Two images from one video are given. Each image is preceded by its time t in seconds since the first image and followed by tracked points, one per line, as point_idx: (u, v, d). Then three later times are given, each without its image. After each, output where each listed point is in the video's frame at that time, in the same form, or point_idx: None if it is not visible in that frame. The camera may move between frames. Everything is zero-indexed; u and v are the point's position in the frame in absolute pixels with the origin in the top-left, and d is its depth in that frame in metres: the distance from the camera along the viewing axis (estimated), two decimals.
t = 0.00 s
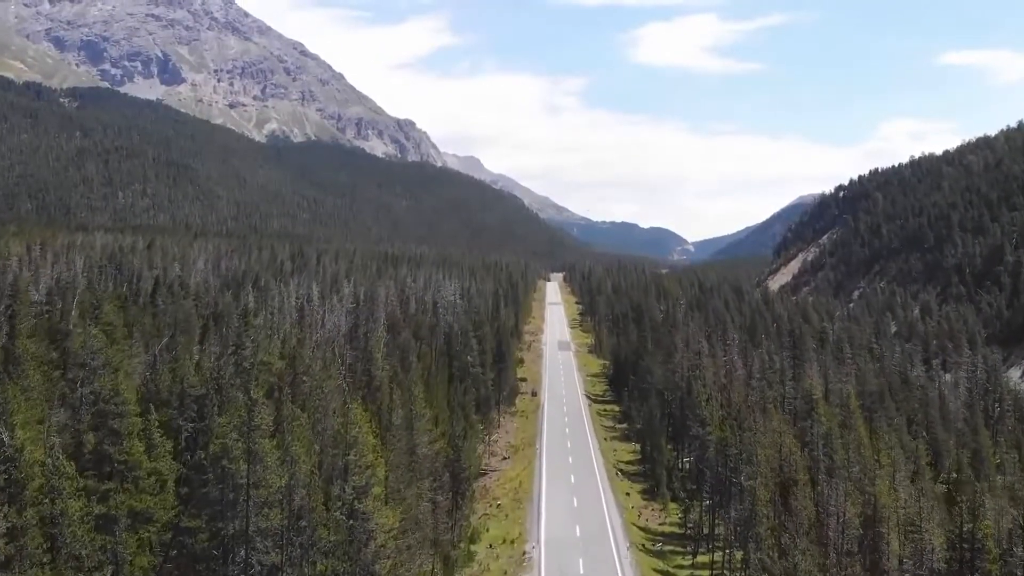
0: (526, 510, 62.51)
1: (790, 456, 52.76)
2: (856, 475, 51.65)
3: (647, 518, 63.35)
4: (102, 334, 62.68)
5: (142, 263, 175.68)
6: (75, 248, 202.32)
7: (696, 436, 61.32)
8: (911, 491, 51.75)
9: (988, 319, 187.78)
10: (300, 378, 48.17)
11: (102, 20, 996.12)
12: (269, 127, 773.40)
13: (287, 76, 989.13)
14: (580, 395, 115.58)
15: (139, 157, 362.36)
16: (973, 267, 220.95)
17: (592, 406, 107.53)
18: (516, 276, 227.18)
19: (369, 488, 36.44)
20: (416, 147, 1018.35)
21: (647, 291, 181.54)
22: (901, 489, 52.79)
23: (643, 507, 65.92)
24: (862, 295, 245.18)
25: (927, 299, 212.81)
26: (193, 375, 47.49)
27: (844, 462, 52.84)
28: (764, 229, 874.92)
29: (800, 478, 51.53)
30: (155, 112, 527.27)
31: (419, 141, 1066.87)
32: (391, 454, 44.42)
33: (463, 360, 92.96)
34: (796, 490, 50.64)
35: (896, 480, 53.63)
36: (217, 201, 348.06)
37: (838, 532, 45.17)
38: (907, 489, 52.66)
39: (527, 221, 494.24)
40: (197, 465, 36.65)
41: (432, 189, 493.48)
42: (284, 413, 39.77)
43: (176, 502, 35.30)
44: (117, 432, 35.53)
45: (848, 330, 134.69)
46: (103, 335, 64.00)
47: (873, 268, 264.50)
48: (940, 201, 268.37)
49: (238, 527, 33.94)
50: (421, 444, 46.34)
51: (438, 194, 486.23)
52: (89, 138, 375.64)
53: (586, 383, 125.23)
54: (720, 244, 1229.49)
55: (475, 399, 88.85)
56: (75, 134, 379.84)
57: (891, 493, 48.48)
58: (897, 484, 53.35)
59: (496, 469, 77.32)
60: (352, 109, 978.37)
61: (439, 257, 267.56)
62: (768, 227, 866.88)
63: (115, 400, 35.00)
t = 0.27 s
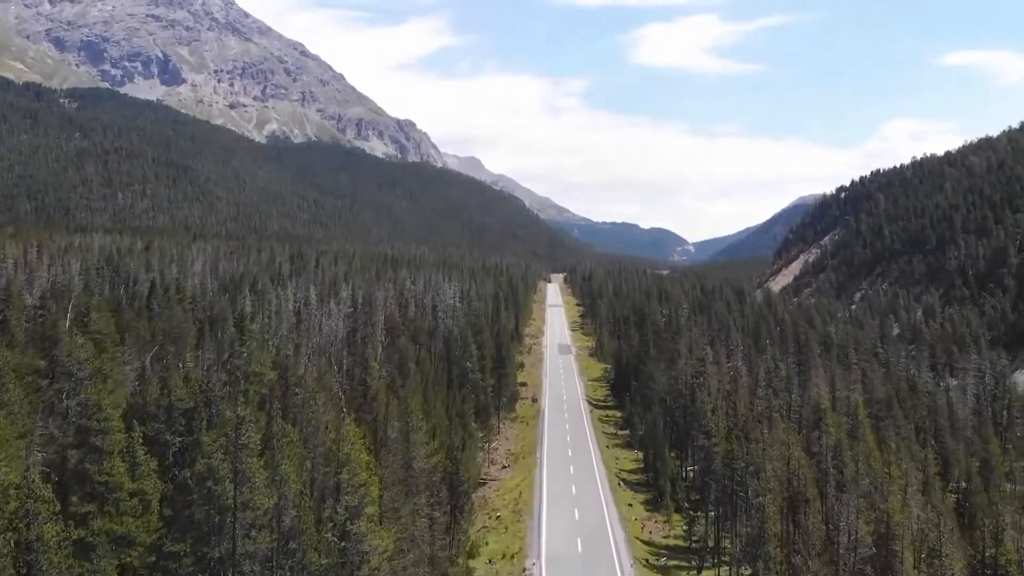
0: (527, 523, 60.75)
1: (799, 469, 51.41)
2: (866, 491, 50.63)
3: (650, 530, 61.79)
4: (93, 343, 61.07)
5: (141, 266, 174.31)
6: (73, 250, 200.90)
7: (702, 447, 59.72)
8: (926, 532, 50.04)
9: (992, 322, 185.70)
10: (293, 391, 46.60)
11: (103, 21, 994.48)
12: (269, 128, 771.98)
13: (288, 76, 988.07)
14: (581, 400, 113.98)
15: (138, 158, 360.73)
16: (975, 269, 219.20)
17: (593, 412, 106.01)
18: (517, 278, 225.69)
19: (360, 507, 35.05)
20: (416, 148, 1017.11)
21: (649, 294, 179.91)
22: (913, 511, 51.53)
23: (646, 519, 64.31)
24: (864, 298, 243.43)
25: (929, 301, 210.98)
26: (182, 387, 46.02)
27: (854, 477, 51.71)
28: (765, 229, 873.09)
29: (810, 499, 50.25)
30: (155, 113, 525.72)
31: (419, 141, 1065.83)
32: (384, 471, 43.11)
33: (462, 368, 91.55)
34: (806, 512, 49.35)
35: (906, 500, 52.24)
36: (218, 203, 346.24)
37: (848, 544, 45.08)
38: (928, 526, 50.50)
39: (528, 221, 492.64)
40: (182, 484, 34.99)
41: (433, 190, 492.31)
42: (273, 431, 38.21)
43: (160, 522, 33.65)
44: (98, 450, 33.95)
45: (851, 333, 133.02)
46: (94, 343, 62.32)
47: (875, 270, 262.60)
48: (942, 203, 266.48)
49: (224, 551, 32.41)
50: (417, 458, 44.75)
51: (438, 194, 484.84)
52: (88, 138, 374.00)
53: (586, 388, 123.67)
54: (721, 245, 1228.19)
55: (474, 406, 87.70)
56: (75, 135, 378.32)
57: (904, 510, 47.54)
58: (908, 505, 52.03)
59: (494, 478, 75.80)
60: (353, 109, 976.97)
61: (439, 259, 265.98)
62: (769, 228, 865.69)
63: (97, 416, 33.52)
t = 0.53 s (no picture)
0: (527, 535, 59.27)
1: (806, 483, 50.32)
2: (877, 505, 49.32)
3: (653, 542, 60.32)
4: (85, 350, 59.66)
5: (138, 268, 172.86)
6: (71, 251, 199.49)
7: (707, 457, 58.31)
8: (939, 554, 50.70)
9: (995, 324, 183.99)
10: (285, 402, 45.23)
11: (103, 21, 993.25)
12: (269, 128, 770.69)
13: (288, 77, 987.09)
14: (582, 405, 112.55)
15: (138, 159, 359.34)
16: (978, 270, 217.61)
17: (594, 417, 104.52)
18: (517, 280, 224.26)
19: (355, 527, 33.83)
20: (417, 148, 1015.91)
21: (650, 296, 178.37)
22: (924, 526, 50.06)
23: (650, 530, 62.74)
24: (866, 299, 241.88)
25: (932, 303, 209.49)
26: (173, 399, 44.83)
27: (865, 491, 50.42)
28: (766, 230, 871.52)
29: (819, 514, 49.65)
30: (155, 113, 524.38)
31: (420, 142, 1064.63)
32: (379, 486, 41.80)
33: (461, 374, 90.12)
34: (815, 532, 48.57)
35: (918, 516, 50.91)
36: (218, 203, 344.74)
37: (859, 562, 44.11)
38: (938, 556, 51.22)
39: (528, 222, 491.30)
40: (170, 504, 34.76)
41: (433, 190, 491.05)
42: (263, 446, 36.90)
43: (145, 544, 33.34)
44: (81, 467, 32.93)
45: (854, 336, 131.38)
46: (85, 351, 60.92)
47: (877, 272, 260.91)
48: (944, 204, 264.89)
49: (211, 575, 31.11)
50: (414, 471, 43.21)
51: (439, 195, 483.55)
52: (88, 139, 372.69)
53: (587, 393, 122.10)
54: (722, 245, 1227.12)
55: (474, 412, 86.29)
56: (75, 135, 377.06)
57: (916, 528, 47.58)
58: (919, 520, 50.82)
59: (494, 487, 74.37)
60: (353, 110, 975.87)
61: (439, 260, 264.58)
62: (770, 228, 864.40)
63: (80, 434, 32.33)
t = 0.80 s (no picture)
0: (527, 548, 57.90)
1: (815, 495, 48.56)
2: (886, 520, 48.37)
3: (657, 555, 58.76)
4: (75, 359, 58.03)
5: (135, 270, 171.14)
6: (68, 253, 197.81)
7: (712, 469, 56.82)
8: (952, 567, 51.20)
9: (999, 326, 181.90)
10: (278, 415, 43.87)
11: (103, 22, 992.01)
12: (269, 129, 768.85)
13: (288, 77, 985.61)
14: (583, 410, 111.00)
15: (138, 159, 357.75)
16: (981, 272, 215.78)
17: (595, 423, 102.87)
18: (517, 281, 222.59)
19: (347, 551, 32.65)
20: (417, 149, 1014.13)
21: (651, 298, 176.32)
22: (937, 543, 50.56)
23: (653, 542, 61.32)
24: (868, 301, 240.15)
25: (935, 305, 207.72)
26: (162, 411, 43.48)
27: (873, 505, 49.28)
28: (767, 230, 869.50)
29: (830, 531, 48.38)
30: (156, 114, 522.87)
31: (420, 142, 1062.89)
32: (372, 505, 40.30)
33: (460, 380, 88.70)
34: (824, 548, 46.73)
35: (928, 531, 50.95)
36: (217, 203, 342.95)
37: None
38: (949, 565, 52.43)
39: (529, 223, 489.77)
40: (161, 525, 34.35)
41: (433, 190, 489.60)
42: (254, 464, 35.60)
43: (125, 568, 32.56)
44: (63, 488, 32.96)
45: (858, 340, 129.54)
46: (75, 360, 59.48)
47: (879, 273, 258.62)
48: (946, 205, 263.04)
49: None
50: (411, 486, 41.76)
51: (439, 195, 482.07)
52: (87, 139, 371.01)
53: (588, 397, 120.43)
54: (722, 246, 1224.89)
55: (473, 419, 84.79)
56: (74, 136, 375.51)
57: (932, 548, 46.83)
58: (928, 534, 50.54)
59: (492, 497, 72.84)
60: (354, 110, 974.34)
61: (439, 261, 262.98)
62: (771, 229, 862.35)
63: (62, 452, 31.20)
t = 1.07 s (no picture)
0: (527, 561, 56.34)
1: (824, 510, 48.14)
2: (895, 535, 48.38)
3: (662, 567, 57.18)
4: (64, 368, 56.59)
5: (133, 272, 169.70)
6: (66, 254, 196.24)
7: (717, 480, 55.29)
8: None
9: (1002, 328, 180.06)
10: (269, 427, 42.36)
11: (103, 22, 990.79)
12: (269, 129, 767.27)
13: (289, 78, 984.39)
14: (584, 414, 109.42)
15: (137, 160, 356.43)
16: (984, 274, 214.14)
17: (597, 428, 101.31)
18: (518, 283, 221.07)
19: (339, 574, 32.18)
20: (417, 149, 1012.63)
21: (652, 301, 174.78)
22: (950, 559, 50.84)
23: (656, 555, 59.62)
24: (871, 302, 238.48)
25: (938, 306, 206.04)
26: (150, 424, 42.18)
27: (885, 520, 48.64)
28: (768, 230, 867.43)
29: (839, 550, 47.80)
30: (156, 114, 521.66)
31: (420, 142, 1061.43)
32: (365, 522, 39.11)
33: (460, 385, 87.33)
34: (834, 566, 46.94)
35: (942, 548, 51.07)
36: (216, 204, 341.54)
37: None
38: None
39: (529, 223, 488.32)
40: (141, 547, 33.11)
41: (434, 190, 488.34)
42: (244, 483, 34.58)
43: None
44: (41, 510, 33.40)
45: (862, 344, 127.91)
46: (65, 368, 58.08)
47: (881, 274, 256.92)
48: (948, 206, 261.33)
49: None
50: (406, 502, 41.13)
51: (440, 195, 480.82)
52: (87, 139, 369.66)
53: (589, 402, 118.87)
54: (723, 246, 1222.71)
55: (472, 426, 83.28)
56: (74, 136, 374.31)
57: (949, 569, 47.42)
58: (940, 551, 50.45)
59: (492, 506, 71.33)
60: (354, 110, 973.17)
61: (440, 262, 261.53)
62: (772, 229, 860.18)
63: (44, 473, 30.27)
